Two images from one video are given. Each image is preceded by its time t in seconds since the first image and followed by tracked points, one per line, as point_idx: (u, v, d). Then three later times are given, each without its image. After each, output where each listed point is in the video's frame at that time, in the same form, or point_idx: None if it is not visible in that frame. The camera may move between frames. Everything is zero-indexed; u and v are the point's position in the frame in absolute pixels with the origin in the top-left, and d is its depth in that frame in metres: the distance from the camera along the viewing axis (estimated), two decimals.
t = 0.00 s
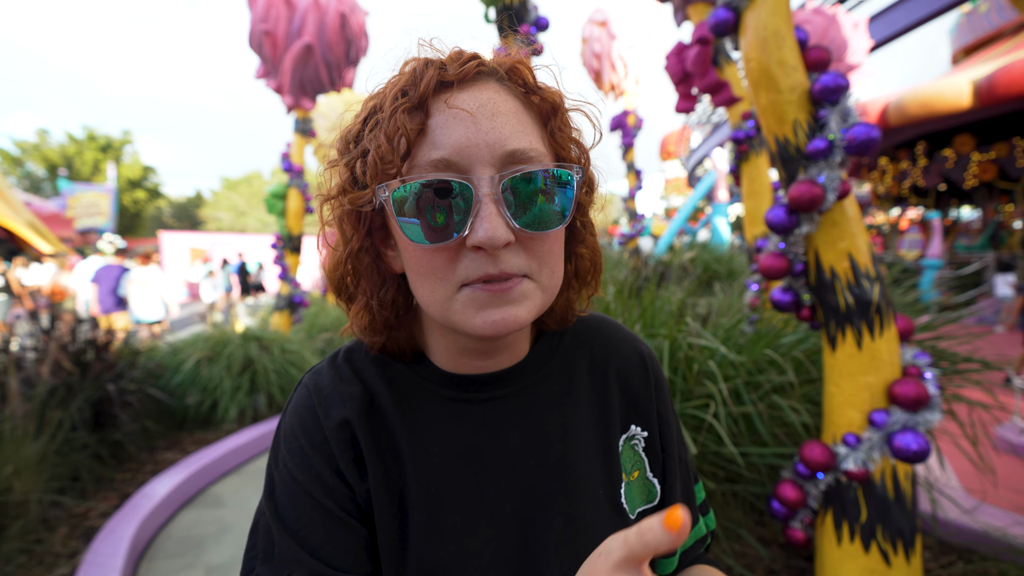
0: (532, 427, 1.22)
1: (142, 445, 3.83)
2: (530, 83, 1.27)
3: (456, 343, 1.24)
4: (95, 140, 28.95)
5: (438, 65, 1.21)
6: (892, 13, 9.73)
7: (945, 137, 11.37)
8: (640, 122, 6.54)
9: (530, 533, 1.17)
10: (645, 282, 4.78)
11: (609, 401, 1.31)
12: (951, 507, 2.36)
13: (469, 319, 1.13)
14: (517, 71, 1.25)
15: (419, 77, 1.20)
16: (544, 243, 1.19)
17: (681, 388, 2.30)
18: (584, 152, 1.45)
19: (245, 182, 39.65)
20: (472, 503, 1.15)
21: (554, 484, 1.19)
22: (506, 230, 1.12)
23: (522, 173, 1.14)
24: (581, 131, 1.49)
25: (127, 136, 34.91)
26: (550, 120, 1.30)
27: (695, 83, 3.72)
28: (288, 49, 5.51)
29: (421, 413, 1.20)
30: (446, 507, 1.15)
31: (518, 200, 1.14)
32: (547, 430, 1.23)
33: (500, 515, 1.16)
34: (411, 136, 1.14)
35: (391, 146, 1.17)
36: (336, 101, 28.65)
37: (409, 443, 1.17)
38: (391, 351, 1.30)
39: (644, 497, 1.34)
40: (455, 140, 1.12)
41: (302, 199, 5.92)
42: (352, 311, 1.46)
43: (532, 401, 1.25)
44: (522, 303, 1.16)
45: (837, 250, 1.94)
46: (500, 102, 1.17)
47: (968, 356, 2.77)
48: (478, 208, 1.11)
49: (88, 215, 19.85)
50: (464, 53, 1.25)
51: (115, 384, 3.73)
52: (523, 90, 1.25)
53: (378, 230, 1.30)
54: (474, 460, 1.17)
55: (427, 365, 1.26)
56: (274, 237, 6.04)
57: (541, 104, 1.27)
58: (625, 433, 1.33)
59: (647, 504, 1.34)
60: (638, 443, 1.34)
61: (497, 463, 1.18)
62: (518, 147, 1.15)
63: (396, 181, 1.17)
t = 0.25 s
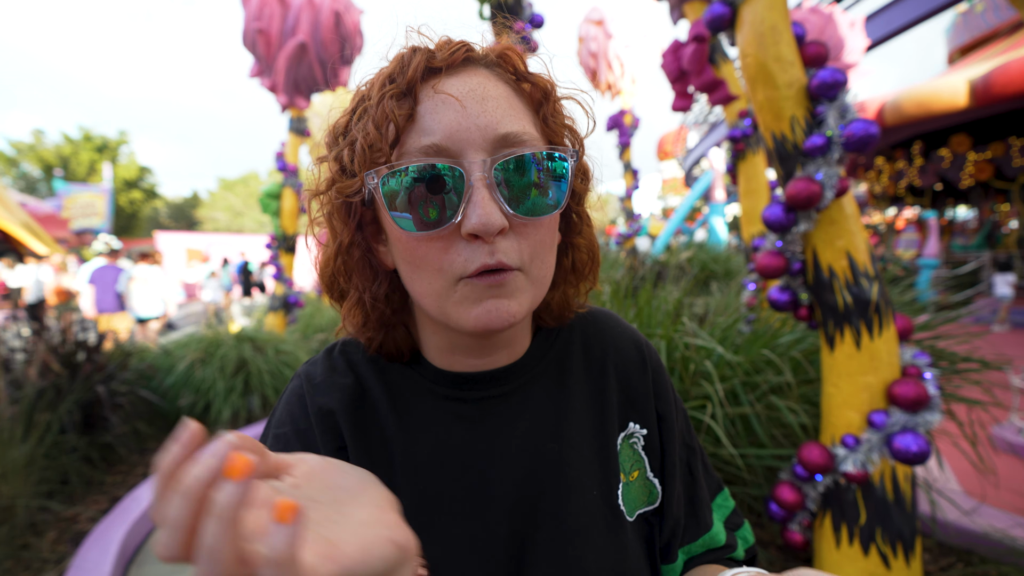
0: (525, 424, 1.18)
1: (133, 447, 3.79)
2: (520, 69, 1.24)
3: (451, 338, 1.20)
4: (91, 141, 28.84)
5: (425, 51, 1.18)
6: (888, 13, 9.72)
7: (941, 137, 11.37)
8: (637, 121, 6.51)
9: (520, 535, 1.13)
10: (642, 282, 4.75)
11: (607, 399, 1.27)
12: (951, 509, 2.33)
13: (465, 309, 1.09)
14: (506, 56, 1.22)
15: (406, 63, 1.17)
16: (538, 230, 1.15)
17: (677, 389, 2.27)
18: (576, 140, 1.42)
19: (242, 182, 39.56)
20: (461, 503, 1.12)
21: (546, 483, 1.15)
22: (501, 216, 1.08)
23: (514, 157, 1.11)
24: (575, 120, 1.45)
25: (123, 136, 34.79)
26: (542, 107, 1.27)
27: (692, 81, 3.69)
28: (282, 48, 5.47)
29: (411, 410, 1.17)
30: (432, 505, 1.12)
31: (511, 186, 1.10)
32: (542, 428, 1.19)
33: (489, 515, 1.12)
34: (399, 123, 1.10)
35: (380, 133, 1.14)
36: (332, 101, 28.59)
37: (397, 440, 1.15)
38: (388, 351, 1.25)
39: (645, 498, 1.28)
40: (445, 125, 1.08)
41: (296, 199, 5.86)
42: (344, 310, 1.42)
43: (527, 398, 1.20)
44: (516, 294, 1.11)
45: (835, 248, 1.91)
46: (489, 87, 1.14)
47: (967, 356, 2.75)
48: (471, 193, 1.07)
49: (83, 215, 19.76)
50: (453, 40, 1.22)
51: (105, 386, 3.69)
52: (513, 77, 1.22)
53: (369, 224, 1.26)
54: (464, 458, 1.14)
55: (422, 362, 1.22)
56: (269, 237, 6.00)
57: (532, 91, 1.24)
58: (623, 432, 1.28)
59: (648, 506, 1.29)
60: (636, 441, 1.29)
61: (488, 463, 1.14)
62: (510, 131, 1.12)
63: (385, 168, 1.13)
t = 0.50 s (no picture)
0: (511, 416, 1.15)
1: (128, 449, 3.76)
2: (514, 56, 1.20)
3: (440, 331, 1.19)
4: (92, 141, 28.83)
5: (414, 38, 1.14)
6: (889, 11, 9.67)
7: (943, 137, 11.32)
8: (637, 120, 6.47)
9: (503, 531, 1.09)
10: (641, 282, 4.72)
11: (600, 390, 1.22)
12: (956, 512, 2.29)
13: (454, 308, 1.08)
14: (499, 44, 1.18)
15: (393, 52, 1.13)
16: (528, 230, 1.13)
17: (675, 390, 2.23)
18: (570, 130, 1.38)
19: (242, 183, 39.58)
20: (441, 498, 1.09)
21: (528, 476, 1.12)
22: (492, 218, 1.06)
23: (506, 155, 1.08)
24: (566, 107, 1.42)
25: (124, 136, 34.81)
26: (535, 96, 1.23)
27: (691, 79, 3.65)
28: (279, 47, 5.45)
29: (395, 401, 1.16)
30: (411, 500, 1.09)
31: (505, 188, 1.08)
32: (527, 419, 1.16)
33: (470, 511, 1.07)
34: (386, 118, 1.06)
35: (367, 129, 1.09)
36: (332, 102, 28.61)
37: (378, 433, 1.12)
38: (373, 338, 1.24)
39: (649, 496, 1.19)
40: (436, 121, 1.05)
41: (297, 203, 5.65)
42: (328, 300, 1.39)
43: (515, 390, 1.18)
44: (505, 294, 1.10)
45: (836, 247, 1.87)
46: (481, 79, 1.10)
47: (970, 356, 2.71)
48: (461, 194, 1.05)
49: (84, 216, 19.75)
50: (442, 25, 1.17)
51: (99, 386, 3.66)
52: (506, 65, 1.18)
53: (354, 214, 1.24)
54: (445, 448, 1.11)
55: (411, 354, 1.21)
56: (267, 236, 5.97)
57: (525, 80, 1.20)
58: (620, 425, 1.21)
59: (653, 505, 1.19)
60: (636, 434, 1.21)
61: (469, 454, 1.11)
62: (502, 127, 1.08)
63: (373, 166, 1.10)
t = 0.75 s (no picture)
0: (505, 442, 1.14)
1: (135, 446, 3.78)
2: (511, 65, 1.17)
3: (431, 348, 1.17)
4: (102, 139, 29.06)
5: (407, 44, 1.13)
6: (900, 5, 9.53)
7: (955, 132, 11.17)
8: (643, 117, 6.42)
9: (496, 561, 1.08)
10: (647, 279, 4.68)
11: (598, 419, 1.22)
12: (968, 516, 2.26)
13: (437, 320, 1.07)
14: (495, 51, 1.16)
15: (384, 56, 1.13)
16: (520, 242, 1.10)
17: (681, 391, 2.20)
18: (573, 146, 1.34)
19: (251, 181, 39.79)
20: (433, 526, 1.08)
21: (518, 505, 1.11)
22: (475, 228, 1.03)
23: (495, 164, 1.06)
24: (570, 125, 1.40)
25: (134, 135, 35.06)
26: (533, 106, 1.20)
27: (697, 75, 3.61)
28: (284, 44, 5.46)
29: (390, 425, 1.13)
30: (403, 530, 1.08)
31: (494, 196, 1.05)
32: (522, 448, 1.14)
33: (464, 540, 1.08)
34: (373, 122, 1.06)
35: (351, 133, 1.11)
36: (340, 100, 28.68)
37: (367, 461, 1.10)
38: (362, 358, 1.22)
39: (643, 535, 1.25)
40: (422, 126, 1.04)
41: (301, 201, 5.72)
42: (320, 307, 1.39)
43: (509, 416, 1.16)
44: (495, 308, 1.08)
45: (844, 245, 1.83)
46: (473, 85, 1.09)
47: (984, 357, 2.66)
48: (444, 201, 1.03)
49: (94, 213, 19.90)
50: (439, 32, 1.17)
51: (106, 384, 3.68)
52: (503, 74, 1.15)
53: (345, 226, 1.24)
54: (437, 476, 1.10)
55: (404, 374, 1.19)
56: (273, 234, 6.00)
57: (522, 90, 1.17)
58: (618, 459, 1.23)
59: (645, 543, 1.25)
60: (633, 469, 1.25)
61: (461, 483, 1.10)
62: (492, 135, 1.06)
63: (355, 170, 1.09)
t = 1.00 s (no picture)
0: (500, 434, 1.12)
1: (145, 446, 3.81)
2: (508, 73, 1.16)
3: (430, 343, 1.17)
4: (119, 142, 29.52)
5: (407, 50, 1.12)
6: (915, 3, 9.39)
7: (972, 132, 10.98)
8: (653, 118, 6.38)
9: (489, 553, 1.06)
10: (657, 282, 4.64)
11: (594, 411, 1.20)
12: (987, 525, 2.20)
13: (436, 315, 1.06)
14: (491, 60, 1.14)
15: (386, 62, 1.11)
16: (516, 240, 1.08)
17: (688, 395, 2.17)
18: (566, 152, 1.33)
19: (264, 183, 40.19)
20: (427, 517, 1.07)
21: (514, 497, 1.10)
22: (473, 227, 1.02)
23: (493, 166, 1.04)
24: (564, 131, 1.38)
25: (151, 139, 35.57)
26: (527, 112, 1.18)
27: (707, 75, 3.58)
28: (295, 47, 5.50)
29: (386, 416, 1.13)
30: (397, 519, 1.07)
31: (490, 194, 1.04)
32: (518, 440, 1.13)
33: (458, 529, 1.06)
34: (376, 126, 1.05)
35: (354, 135, 1.09)
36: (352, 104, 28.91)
37: (365, 449, 1.10)
38: (366, 348, 1.23)
39: (638, 530, 1.20)
40: (423, 130, 1.03)
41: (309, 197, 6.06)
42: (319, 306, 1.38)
43: (506, 408, 1.15)
44: (492, 303, 1.08)
45: (856, 247, 1.79)
46: (472, 92, 1.07)
47: (1001, 361, 2.60)
48: (443, 202, 1.02)
49: (111, 216, 20.21)
50: (438, 39, 1.16)
51: (117, 384, 3.71)
52: (499, 81, 1.14)
53: (346, 222, 1.23)
54: (433, 468, 1.09)
55: (401, 367, 1.18)
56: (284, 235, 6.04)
57: (518, 96, 1.15)
58: (612, 453, 1.20)
59: (641, 539, 1.20)
60: (628, 463, 1.21)
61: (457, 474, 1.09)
62: (489, 141, 1.05)
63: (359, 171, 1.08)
